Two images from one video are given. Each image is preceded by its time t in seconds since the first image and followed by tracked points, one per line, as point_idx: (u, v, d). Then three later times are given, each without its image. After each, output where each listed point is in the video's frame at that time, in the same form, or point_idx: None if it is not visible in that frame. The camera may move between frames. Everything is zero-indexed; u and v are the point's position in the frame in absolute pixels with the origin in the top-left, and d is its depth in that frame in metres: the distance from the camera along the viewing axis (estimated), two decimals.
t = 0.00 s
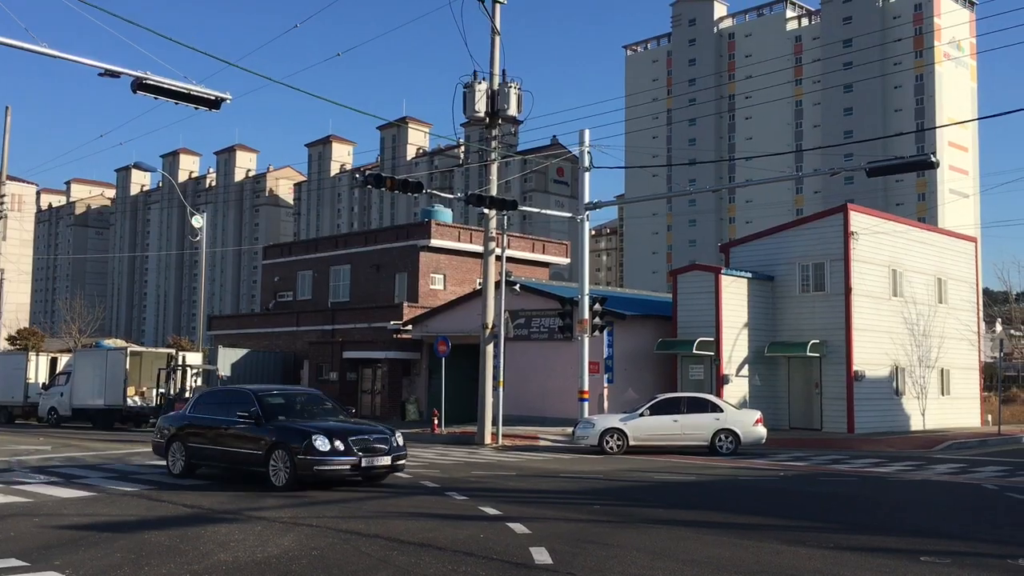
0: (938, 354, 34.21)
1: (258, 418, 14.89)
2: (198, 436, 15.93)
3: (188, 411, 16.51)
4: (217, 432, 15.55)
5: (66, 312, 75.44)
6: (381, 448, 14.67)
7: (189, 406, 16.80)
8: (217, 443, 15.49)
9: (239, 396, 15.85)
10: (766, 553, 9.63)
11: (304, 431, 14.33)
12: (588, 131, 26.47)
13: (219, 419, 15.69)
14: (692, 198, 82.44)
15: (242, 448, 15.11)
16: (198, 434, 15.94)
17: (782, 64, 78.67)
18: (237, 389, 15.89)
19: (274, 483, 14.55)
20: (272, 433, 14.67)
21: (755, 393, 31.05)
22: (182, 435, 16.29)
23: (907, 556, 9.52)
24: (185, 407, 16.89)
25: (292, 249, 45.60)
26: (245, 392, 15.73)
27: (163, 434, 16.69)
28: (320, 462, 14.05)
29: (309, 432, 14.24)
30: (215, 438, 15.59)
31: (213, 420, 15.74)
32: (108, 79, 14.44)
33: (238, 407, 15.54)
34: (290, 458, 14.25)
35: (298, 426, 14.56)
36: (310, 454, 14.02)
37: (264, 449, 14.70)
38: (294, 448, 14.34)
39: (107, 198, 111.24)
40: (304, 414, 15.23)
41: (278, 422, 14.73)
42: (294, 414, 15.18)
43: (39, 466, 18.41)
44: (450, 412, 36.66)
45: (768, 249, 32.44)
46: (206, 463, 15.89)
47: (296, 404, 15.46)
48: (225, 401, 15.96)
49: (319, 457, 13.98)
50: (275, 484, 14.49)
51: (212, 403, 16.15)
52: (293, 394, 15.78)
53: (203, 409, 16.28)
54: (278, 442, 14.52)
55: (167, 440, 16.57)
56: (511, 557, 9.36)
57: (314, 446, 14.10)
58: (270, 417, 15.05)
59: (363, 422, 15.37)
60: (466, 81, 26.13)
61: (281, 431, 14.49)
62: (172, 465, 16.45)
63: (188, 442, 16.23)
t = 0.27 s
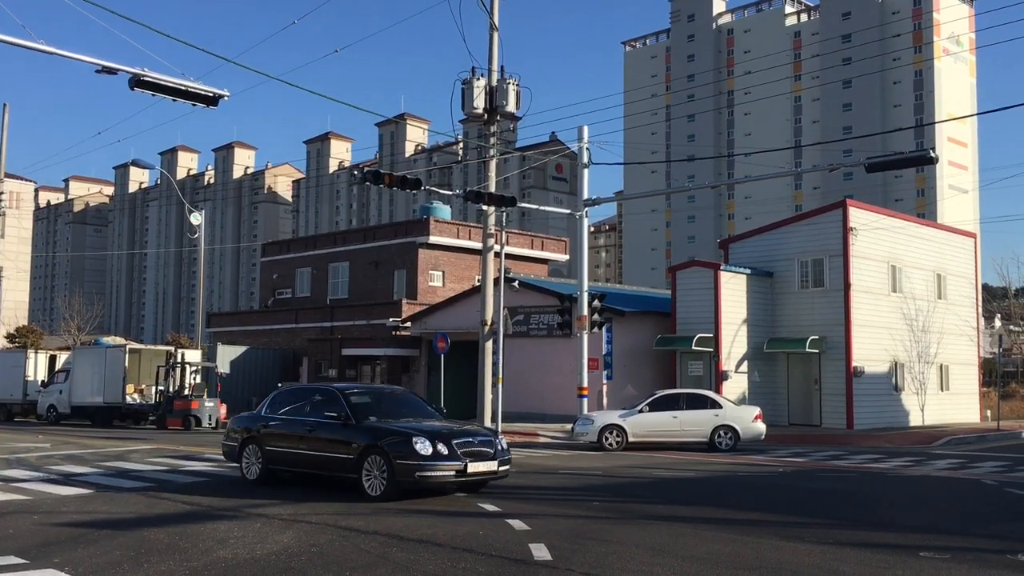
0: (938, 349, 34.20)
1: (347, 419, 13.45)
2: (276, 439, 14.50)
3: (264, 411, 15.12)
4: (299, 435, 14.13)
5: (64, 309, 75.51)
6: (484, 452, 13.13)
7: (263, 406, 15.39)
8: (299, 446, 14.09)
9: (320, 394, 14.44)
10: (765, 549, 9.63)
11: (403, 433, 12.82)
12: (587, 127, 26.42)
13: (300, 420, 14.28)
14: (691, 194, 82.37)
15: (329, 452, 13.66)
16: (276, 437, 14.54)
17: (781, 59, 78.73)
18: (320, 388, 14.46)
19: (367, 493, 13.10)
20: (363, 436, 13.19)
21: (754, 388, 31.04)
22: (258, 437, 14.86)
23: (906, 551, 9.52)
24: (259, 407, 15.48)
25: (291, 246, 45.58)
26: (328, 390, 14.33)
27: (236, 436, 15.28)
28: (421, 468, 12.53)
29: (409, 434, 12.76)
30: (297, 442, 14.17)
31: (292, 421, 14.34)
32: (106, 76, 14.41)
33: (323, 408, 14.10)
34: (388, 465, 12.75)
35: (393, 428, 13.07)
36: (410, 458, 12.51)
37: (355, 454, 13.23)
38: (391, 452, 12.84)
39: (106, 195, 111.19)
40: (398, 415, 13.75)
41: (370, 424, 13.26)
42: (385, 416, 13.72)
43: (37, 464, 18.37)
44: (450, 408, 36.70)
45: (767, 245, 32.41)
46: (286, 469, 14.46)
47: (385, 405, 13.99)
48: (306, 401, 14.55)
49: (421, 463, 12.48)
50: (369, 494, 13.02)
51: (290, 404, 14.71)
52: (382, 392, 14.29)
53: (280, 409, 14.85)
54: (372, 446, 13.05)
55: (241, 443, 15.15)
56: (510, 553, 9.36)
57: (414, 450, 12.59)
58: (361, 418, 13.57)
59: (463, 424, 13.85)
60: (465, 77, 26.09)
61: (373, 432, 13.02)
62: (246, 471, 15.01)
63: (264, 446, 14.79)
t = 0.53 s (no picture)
0: (937, 345, 34.23)
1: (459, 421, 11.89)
2: (370, 444, 12.94)
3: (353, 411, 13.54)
4: (400, 440, 12.56)
5: (64, 306, 75.48)
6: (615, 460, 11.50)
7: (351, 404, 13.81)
8: (398, 452, 12.53)
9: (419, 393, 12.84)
10: (764, 545, 9.64)
11: (524, 438, 11.27)
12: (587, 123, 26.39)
13: (398, 423, 12.72)
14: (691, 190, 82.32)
15: (435, 459, 12.09)
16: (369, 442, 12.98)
17: (780, 55, 78.41)
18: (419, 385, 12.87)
19: (483, 505, 11.53)
20: (478, 441, 11.63)
21: (754, 384, 31.06)
22: (348, 441, 13.31)
23: (905, 547, 9.52)
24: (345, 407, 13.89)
25: (290, 243, 45.53)
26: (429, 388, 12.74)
27: (322, 440, 13.70)
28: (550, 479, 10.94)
29: (534, 440, 11.18)
30: (398, 446, 12.58)
31: (389, 422, 12.80)
32: (105, 72, 14.38)
33: (425, 409, 12.51)
34: (510, 475, 11.18)
35: (513, 432, 11.49)
36: (537, 467, 10.93)
37: (467, 461, 11.69)
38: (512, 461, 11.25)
39: (105, 192, 111.01)
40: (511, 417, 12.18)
41: (485, 427, 11.68)
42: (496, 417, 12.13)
43: (37, 461, 18.37)
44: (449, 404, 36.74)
45: (767, 241, 32.40)
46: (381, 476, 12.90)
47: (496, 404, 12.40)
48: (401, 400, 12.99)
49: (551, 472, 10.89)
50: (488, 507, 11.45)
51: (385, 403, 13.12)
52: (491, 390, 12.69)
53: (371, 409, 13.28)
54: (489, 452, 11.47)
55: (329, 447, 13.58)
56: (510, 550, 9.36)
57: (539, 457, 11.01)
58: (472, 420, 11.99)
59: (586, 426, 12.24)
60: (463, 73, 26.07)
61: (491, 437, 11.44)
62: (483, 496, 11.53)
63: (354, 448, 13.23)
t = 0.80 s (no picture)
0: (937, 343, 34.22)
1: (599, 426, 10.52)
2: (485, 451, 11.63)
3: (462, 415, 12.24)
4: (523, 446, 11.23)
5: (64, 305, 75.50)
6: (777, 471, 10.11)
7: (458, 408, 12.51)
8: (520, 460, 11.20)
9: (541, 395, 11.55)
10: (764, 542, 9.65)
11: (680, 443, 9.89)
12: (586, 121, 26.39)
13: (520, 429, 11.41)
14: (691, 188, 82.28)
15: (572, 469, 10.70)
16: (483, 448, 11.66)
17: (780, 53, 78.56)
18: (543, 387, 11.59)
19: (633, 524, 10.09)
20: (624, 449, 10.25)
21: (754, 382, 31.07)
22: (459, 448, 11.98)
23: (906, 544, 9.52)
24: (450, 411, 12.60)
25: (290, 241, 45.51)
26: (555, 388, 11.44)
27: (427, 448, 12.38)
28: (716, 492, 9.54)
29: (694, 446, 9.79)
30: (518, 453, 11.25)
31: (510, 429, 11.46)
32: (105, 71, 14.39)
33: (552, 412, 11.23)
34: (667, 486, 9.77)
35: (664, 437, 10.12)
36: (701, 477, 9.54)
37: (610, 470, 10.29)
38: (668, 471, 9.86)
39: (104, 191, 110.94)
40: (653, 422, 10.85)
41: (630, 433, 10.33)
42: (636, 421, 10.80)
43: (38, 460, 18.38)
44: (449, 402, 36.79)
45: (767, 239, 32.37)
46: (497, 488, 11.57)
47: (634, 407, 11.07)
48: (523, 403, 11.64)
49: (717, 484, 9.48)
50: (637, 526, 10.02)
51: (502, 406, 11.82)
52: (626, 393, 11.37)
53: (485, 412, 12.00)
54: (640, 460, 10.07)
55: (435, 455, 12.26)
56: (511, 548, 9.36)
57: (704, 466, 9.61)
58: (611, 424, 10.66)
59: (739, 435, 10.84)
60: (463, 72, 26.07)
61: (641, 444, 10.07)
62: (633, 512, 10.09)
63: (468, 457, 11.86)
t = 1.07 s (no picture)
0: (938, 341, 34.23)
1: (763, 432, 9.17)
2: (615, 460, 10.31)
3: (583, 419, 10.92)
4: (666, 454, 9.85)
5: (65, 305, 75.60)
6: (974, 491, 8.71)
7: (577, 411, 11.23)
8: (665, 470, 9.83)
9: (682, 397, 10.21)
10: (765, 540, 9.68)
11: (872, 457, 8.48)
12: (587, 120, 26.40)
13: (657, 433, 10.09)
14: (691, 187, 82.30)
15: (731, 484, 9.31)
16: (612, 457, 10.36)
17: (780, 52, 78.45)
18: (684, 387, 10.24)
19: (810, 549, 8.70)
20: (798, 461, 8.85)
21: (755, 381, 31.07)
22: (584, 455, 10.65)
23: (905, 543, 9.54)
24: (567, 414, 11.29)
25: (290, 241, 45.54)
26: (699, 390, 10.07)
27: (544, 454, 11.09)
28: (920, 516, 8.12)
29: (890, 459, 8.40)
30: (661, 464, 9.89)
31: (648, 435, 10.10)
32: (105, 70, 14.40)
33: (698, 416, 9.87)
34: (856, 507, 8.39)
35: (850, 449, 8.71)
36: (906, 497, 8.12)
37: (781, 486, 8.91)
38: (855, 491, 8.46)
39: (105, 190, 111.01)
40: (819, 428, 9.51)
41: (804, 441, 8.94)
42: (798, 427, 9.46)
43: (38, 459, 18.39)
44: (450, 401, 36.82)
45: (767, 238, 32.39)
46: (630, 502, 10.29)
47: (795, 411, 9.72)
48: (660, 406, 10.28)
49: (921, 505, 8.08)
50: (816, 550, 8.63)
51: (634, 408, 10.49)
52: (782, 394, 9.98)
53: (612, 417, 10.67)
54: (818, 475, 8.69)
55: (554, 463, 10.98)
56: (512, 547, 9.37)
57: (906, 485, 8.20)
58: (776, 431, 9.29)
59: (921, 443, 9.46)
60: (464, 71, 26.06)
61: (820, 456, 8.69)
62: (810, 535, 8.70)
63: (595, 466, 10.53)
